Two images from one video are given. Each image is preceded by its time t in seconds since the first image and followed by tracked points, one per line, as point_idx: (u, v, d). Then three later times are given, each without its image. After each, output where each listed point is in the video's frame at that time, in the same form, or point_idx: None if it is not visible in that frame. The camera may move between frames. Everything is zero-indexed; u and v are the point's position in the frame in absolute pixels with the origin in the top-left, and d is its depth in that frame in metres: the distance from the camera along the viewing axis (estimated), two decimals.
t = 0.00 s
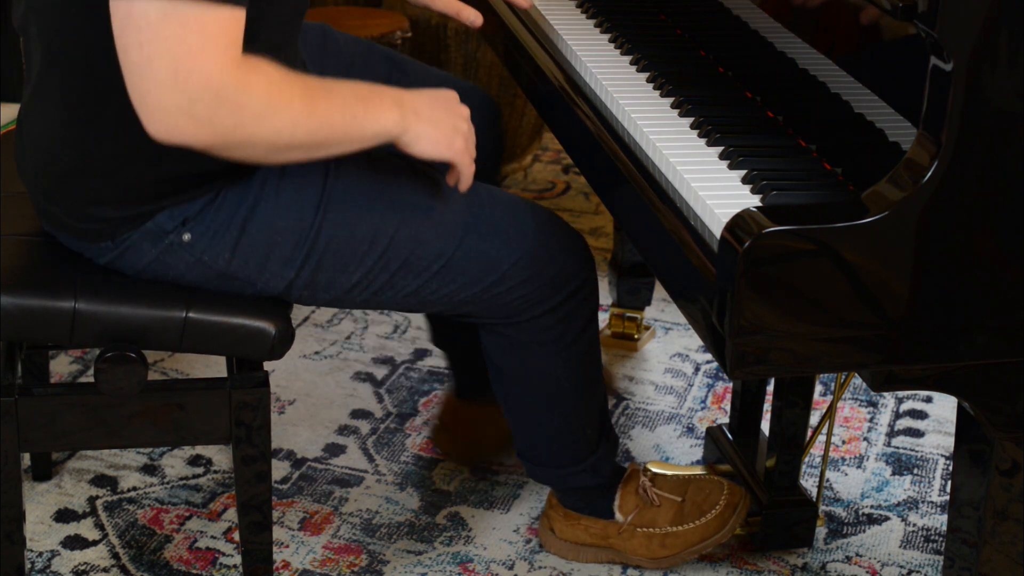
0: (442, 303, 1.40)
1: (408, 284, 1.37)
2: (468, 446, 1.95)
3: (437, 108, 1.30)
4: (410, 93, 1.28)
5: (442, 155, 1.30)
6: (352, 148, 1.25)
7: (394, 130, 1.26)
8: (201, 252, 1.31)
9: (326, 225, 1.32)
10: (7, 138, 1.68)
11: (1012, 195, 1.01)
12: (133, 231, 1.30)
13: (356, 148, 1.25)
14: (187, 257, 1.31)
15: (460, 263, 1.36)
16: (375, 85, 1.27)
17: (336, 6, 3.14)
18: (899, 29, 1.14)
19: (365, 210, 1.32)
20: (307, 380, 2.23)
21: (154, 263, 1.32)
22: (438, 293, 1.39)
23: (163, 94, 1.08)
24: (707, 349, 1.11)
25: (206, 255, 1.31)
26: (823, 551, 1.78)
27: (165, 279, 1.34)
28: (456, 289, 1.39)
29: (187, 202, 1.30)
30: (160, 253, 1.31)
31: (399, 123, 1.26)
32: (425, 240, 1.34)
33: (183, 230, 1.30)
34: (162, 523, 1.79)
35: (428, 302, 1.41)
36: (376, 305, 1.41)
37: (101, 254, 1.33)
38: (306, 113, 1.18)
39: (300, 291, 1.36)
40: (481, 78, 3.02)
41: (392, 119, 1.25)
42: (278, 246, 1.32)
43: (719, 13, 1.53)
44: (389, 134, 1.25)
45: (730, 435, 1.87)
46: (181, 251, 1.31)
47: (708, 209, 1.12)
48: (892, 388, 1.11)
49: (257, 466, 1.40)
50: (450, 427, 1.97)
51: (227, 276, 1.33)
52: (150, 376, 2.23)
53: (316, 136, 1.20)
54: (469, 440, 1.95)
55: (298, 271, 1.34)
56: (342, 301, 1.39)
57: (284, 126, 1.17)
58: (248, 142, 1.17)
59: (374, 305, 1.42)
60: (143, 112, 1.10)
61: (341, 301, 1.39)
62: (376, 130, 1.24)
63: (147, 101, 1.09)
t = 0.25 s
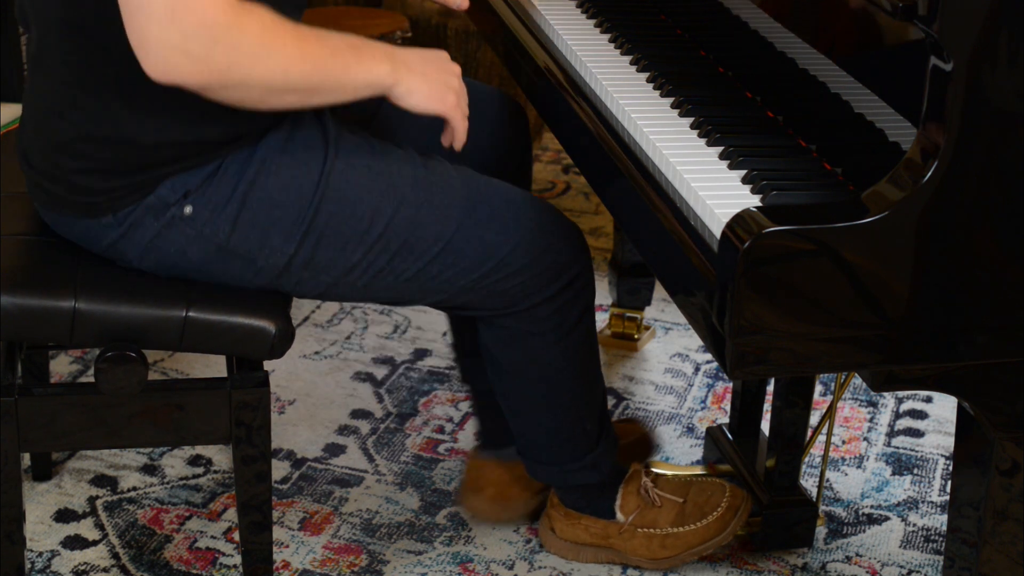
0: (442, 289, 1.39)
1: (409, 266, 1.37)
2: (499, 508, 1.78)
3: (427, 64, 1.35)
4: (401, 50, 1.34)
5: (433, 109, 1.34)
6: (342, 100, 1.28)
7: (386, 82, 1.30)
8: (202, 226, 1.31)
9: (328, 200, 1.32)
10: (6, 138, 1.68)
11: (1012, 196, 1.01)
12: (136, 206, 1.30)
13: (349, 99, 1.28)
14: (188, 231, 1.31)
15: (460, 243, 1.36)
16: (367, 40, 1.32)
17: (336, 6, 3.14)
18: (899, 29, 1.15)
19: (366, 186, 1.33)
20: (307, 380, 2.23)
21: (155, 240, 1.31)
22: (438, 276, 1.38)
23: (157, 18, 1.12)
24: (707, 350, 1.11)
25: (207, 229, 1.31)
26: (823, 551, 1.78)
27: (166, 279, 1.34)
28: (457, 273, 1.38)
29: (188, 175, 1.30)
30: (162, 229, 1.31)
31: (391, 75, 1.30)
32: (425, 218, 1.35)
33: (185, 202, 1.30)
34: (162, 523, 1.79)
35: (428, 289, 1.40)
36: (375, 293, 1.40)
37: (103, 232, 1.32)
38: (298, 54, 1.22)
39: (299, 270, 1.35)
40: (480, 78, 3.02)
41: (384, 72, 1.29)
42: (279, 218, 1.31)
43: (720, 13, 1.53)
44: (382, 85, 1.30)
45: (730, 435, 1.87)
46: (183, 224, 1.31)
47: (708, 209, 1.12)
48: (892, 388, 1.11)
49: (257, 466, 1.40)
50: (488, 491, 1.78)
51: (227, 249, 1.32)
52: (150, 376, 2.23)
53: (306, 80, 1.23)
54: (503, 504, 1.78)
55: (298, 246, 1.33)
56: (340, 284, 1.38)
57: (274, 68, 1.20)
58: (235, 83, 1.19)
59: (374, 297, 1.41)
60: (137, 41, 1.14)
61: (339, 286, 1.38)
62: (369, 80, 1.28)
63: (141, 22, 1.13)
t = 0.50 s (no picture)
0: (444, 258, 1.39)
1: (411, 232, 1.36)
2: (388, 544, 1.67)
3: (412, 37, 1.37)
4: (387, 22, 1.37)
5: (417, 78, 1.36)
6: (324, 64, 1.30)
7: (371, 48, 1.32)
8: (209, 184, 1.30)
9: (330, 160, 1.33)
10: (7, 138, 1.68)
11: (1011, 196, 1.01)
12: (143, 163, 1.29)
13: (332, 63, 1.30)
14: (195, 190, 1.30)
15: (461, 207, 1.37)
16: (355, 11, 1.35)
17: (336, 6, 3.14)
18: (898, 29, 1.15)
19: (366, 150, 1.35)
20: (307, 380, 2.23)
21: (162, 201, 1.30)
22: (440, 244, 1.38)
23: None
24: (707, 349, 1.11)
25: (214, 186, 1.30)
26: (823, 551, 1.78)
27: (166, 278, 1.34)
28: (458, 240, 1.38)
29: (191, 133, 1.29)
30: (170, 187, 1.30)
31: (375, 42, 1.32)
32: (425, 180, 1.36)
33: (192, 160, 1.30)
34: (162, 523, 1.79)
35: (428, 261, 1.39)
36: (376, 263, 1.38)
37: (108, 198, 1.30)
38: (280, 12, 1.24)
39: (302, 232, 1.34)
40: (481, 79, 3.02)
41: (366, 38, 1.31)
42: (283, 177, 1.32)
43: (719, 12, 1.53)
44: (366, 51, 1.31)
45: (730, 435, 1.87)
46: (191, 183, 1.30)
47: (708, 209, 1.12)
48: (892, 388, 1.11)
49: (257, 466, 1.40)
50: (322, 492, 1.66)
51: (233, 208, 1.31)
52: (150, 376, 2.23)
53: (287, 39, 1.25)
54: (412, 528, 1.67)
55: (302, 204, 1.33)
56: (342, 251, 1.36)
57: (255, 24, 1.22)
58: (212, 38, 1.21)
59: (372, 280, 1.40)
60: None
61: (339, 257, 1.36)
62: (353, 42, 1.30)
63: None
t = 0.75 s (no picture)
0: (445, 218, 1.37)
1: (412, 190, 1.35)
2: None
3: (397, 23, 1.38)
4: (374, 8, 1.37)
5: (398, 59, 1.36)
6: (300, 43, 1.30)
7: (348, 29, 1.32)
8: (215, 128, 1.28)
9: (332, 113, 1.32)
10: (6, 139, 1.68)
11: (1011, 196, 1.01)
12: (148, 105, 1.27)
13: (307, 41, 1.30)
14: (200, 134, 1.28)
15: (461, 168, 1.36)
16: None
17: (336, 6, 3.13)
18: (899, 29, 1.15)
19: (366, 106, 1.34)
20: (307, 380, 2.23)
21: (168, 144, 1.28)
22: (441, 204, 1.36)
23: None
24: (707, 349, 1.11)
25: (220, 130, 1.28)
26: (823, 551, 1.78)
27: (167, 276, 1.34)
28: (459, 202, 1.37)
29: (194, 85, 1.28)
30: (177, 129, 1.27)
31: (355, 22, 1.33)
32: (426, 139, 1.35)
33: (198, 104, 1.28)
34: (162, 523, 1.79)
35: (428, 224, 1.37)
36: (378, 221, 1.35)
37: (114, 142, 1.27)
38: None
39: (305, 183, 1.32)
40: (481, 79, 3.02)
41: (343, 18, 1.32)
42: (287, 126, 1.30)
43: (719, 13, 1.53)
44: (343, 32, 1.32)
45: (730, 436, 1.87)
46: (197, 126, 1.28)
47: (708, 209, 1.12)
48: (892, 388, 1.11)
49: (257, 466, 1.40)
50: (323, 489, 1.56)
51: (238, 155, 1.29)
52: (150, 376, 2.23)
53: (260, 10, 1.25)
54: (369, 564, 1.53)
55: (305, 153, 1.31)
56: (343, 206, 1.33)
57: None
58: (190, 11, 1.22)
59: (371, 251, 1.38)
60: None
61: (339, 216, 1.34)
62: (331, 22, 1.31)
63: None
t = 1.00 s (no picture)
0: (451, 185, 1.38)
1: (419, 152, 1.37)
2: None
3: (380, 15, 1.40)
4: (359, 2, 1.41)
5: (380, 47, 1.38)
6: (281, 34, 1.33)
7: (328, 20, 1.34)
8: (230, 78, 1.31)
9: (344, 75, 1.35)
10: (7, 138, 1.68)
11: (1012, 196, 1.01)
12: (167, 53, 1.31)
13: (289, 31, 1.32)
14: (214, 84, 1.31)
15: (465, 138, 1.39)
16: None
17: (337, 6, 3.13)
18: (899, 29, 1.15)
19: (374, 72, 1.37)
20: (307, 380, 2.23)
21: (186, 90, 1.31)
22: (446, 170, 1.38)
23: None
24: (707, 349, 1.11)
25: (237, 77, 1.31)
26: (823, 551, 1.78)
27: (168, 276, 1.33)
28: (464, 168, 1.39)
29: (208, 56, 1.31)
30: (193, 77, 1.31)
31: (334, 13, 1.35)
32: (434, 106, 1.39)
33: (214, 55, 1.31)
34: (162, 523, 1.79)
35: (433, 190, 1.38)
36: (386, 183, 1.36)
37: (132, 91, 1.31)
38: None
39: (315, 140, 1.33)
40: (481, 78, 3.01)
41: (324, 8, 1.34)
42: (299, 84, 1.33)
43: (719, 13, 1.53)
44: (323, 23, 1.34)
45: (730, 435, 1.87)
46: (212, 75, 1.31)
47: (708, 209, 1.12)
48: (892, 388, 1.12)
49: (257, 466, 1.40)
50: (306, 497, 1.55)
51: (252, 105, 1.31)
52: (150, 376, 2.23)
53: None
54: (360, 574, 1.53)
55: (318, 106, 1.33)
56: (351, 165, 1.35)
57: None
58: None
59: (376, 220, 1.39)
60: None
61: (346, 175, 1.35)
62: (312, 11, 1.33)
63: None
